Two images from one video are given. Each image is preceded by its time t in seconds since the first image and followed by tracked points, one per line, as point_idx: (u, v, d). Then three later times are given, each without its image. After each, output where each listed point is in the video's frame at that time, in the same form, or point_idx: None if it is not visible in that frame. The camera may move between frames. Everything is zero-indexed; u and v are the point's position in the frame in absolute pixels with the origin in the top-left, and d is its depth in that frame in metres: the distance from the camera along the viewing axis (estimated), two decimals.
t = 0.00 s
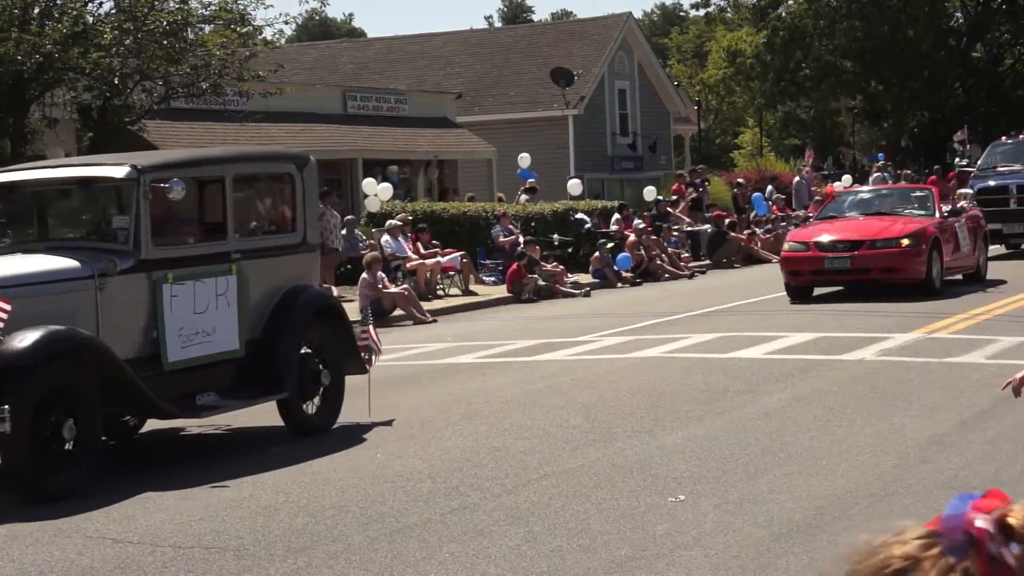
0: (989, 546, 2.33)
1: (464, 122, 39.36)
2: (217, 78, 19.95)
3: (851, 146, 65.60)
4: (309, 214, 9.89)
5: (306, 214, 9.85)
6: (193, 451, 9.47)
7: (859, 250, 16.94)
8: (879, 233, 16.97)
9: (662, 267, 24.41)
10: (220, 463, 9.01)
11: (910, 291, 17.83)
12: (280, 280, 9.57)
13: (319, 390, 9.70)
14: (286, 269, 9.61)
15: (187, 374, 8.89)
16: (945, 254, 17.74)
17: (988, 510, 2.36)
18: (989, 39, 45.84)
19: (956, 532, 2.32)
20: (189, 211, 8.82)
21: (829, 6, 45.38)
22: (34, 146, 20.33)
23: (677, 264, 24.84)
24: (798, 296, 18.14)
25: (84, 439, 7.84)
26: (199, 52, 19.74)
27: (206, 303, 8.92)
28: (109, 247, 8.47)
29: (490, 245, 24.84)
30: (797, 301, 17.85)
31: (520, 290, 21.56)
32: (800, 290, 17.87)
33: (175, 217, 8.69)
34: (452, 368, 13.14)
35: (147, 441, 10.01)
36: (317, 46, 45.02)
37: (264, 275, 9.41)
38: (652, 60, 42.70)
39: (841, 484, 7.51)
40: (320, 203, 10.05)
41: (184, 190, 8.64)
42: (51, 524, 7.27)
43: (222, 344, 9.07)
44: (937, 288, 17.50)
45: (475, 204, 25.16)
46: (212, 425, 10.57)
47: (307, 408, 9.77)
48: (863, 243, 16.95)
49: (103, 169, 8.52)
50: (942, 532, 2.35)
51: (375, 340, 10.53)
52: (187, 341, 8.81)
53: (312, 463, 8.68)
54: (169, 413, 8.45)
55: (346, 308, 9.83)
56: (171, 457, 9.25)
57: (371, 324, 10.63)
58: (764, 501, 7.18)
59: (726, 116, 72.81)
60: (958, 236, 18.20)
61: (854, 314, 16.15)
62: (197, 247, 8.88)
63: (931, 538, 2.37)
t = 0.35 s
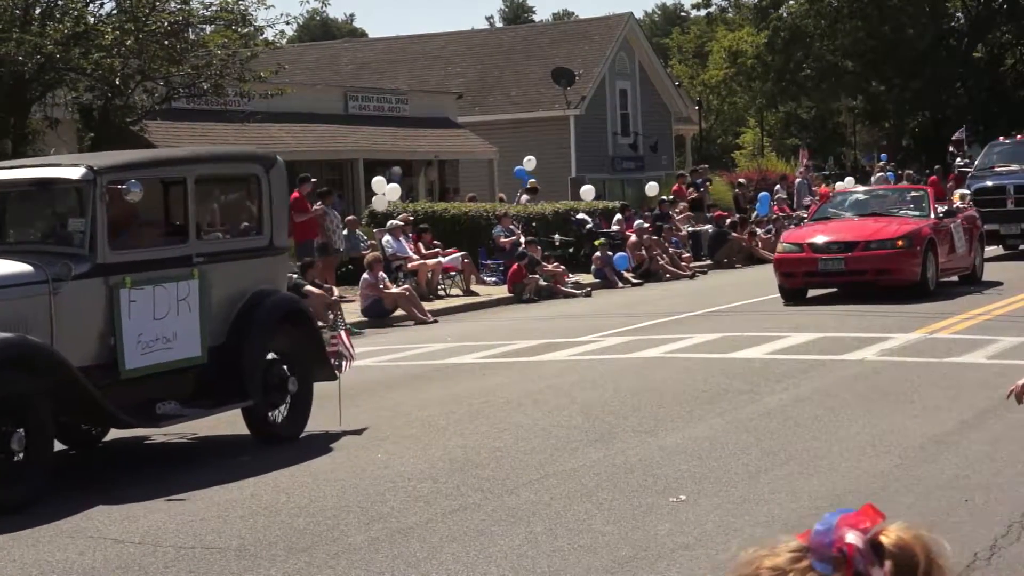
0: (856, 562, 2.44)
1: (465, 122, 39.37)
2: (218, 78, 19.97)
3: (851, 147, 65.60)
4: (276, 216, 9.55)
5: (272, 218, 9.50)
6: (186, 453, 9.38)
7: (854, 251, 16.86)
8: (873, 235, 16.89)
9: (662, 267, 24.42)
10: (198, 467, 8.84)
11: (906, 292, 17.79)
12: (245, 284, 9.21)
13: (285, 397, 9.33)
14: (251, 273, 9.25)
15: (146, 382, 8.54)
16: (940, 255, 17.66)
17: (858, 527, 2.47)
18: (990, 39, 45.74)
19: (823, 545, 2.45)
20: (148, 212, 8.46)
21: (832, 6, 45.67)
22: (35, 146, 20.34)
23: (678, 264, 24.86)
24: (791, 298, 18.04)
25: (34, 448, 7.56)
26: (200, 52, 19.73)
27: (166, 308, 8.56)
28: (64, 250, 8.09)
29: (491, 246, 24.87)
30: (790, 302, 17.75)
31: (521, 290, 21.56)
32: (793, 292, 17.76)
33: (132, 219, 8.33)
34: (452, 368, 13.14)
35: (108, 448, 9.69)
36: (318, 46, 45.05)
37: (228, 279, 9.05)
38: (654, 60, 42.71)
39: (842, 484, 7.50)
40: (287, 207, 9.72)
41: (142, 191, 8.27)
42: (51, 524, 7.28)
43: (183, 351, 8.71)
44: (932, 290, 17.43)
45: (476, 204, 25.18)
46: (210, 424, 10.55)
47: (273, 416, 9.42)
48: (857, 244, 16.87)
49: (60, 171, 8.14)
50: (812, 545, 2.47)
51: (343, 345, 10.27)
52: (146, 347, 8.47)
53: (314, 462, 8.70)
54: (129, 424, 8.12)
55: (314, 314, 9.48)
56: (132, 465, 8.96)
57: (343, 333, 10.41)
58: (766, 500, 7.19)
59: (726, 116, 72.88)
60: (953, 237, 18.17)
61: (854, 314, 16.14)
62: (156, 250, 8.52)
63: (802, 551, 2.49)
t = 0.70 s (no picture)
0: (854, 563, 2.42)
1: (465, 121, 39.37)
2: (218, 77, 19.97)
3: (851, 146, 65.59)
4: (241, 217, 9.33)
5: (235, 219, 9.29)
6: (174, 456, 9.30)
7: (847, 252, 16.73)
8: (867, 235, 16.77)
9: (663, 266, 24.45)
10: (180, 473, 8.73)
11: (902, 293, 17.69)
12: (206, 288, 9.00)
13: (249, 405, 9.11)
14: (213, 276, 9.04)
15: (102, 389, 8.32)
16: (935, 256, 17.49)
17: (857, 526, 2.45)
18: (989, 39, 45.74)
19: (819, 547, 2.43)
20: (102, 214, 8.27)
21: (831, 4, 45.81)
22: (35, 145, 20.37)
23: (678, 263, 24.83)
24: (784, 300, 17.92)
25: None
26: (200, 51, 19.73)
27: (121, 312, 8.35)
28: (14, 253, 7.89)
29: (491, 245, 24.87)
30: (783, 304, 17.62)
31: (521, 289, 21.57)
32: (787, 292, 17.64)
33: (85, 222, 8.15)
34: (452, 367, 13.14)
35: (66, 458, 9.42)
36: (318, 45, 45.05)
37: (188, 283, 8.84)
38: (653, 59, 42.72)
39: (842, 483, 7.51)
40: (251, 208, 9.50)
41: (95, 191, 8.08)
42: (48, 524, 7.28)
43: (139, 357, 8.50)
44: (926, 291, 17.32)
45: (477, 203, 25.18)
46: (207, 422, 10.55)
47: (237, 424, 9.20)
48: (851, 244, 16.75)
49: (10, 170, 7.94)
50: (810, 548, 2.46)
51: (311, 351, 10.30)
52: (100, 354, 8.25)
53: (314, 461, 8.71)
54: (82, 433, 7.91)
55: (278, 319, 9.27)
56: (92, 476, 8.72)
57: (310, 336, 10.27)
58: (766, 499, 7.20)
59: (726, 116, 72.85)
60: (948, 238, 17.99)
61: (852, 313, 16.12)
62: (111, 254, 8.33)
63: (800, 551, 2.47)
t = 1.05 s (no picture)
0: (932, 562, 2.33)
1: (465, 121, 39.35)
2: (218, 77, 19.95)
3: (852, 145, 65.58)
4: (200, 223, 9.14)
5: (192, 222, 9.07)
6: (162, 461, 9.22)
7: (841, 253, 16.66)
8: (862, 236, 16.68)
9: (663, 266, 24.46)
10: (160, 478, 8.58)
11: (898, 294, 17.61)
12: (163, 294, 8.79)
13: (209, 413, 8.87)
14: (168, 281, 8.81)
15: (54, 398, 8.08)
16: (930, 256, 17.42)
17: (937, 525, 2.35)
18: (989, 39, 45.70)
19: (904, 544, 2.32)
20: (54, 217, 8.03)
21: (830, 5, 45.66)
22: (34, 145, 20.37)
23: (678, 263, 24.81)
24: (779, 301, 17.83)
25: None
26: (200, 51, 19.73)
27: (73, 319, 8.11)
28: None
29: (491, 245, 24.85)
30: (778, 305, 17.53)
31: (521, 289, 21.57)
32: (782, 294, 17.55)
33: (35, 224, 7.91)
34: (451, 368, 13.12)
35: (27, 469, 9.20)
36: (318, 45, 45.01)
37: (143, 288, 8.61)
38: (653, 59, 42.72)
39: (842, 484, 7.50)
40: (211, 212, 9.30)
41: (44, 193, 7.83)
42: (46, 525, 7.27)
43: (91, 365, 8.26)
44: (921, 293, 17.20)
45: (477, 203, 25.17)
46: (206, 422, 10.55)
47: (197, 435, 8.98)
48: (846, 245, 16.66)
49: None
50: (892, 545, 2.35)
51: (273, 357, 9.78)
52: (50, 361, 8.00)
53: (314, 461, 8.72)
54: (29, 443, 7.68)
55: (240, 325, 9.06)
56: (58, 485, 8.52)
57: (272, 341, 9.91)
58: (767, 499, 7.21)
59: (726, 116, 72.87)
60: (944, 238, 17.95)
61: (850, 314, 16.10)
62: (63, 258, 8.08)
63: (878, 550, 2.37)
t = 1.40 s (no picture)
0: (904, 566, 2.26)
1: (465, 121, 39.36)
2: (218, 78, 19.95)
3: (852, 145, 65.56)
4: (157, 224, 8.79)
5: (150, 223, 8.72)
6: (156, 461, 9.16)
7: (836, 253, 16.63)
8: (858, 237, 16.63)
9: (663, 266, 24.47)
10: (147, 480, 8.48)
11: (895, 295, 17.61)
12: (117, 298, 8.41)
13: (163, 424, 8.55)
14: (124, 285, 8.46)
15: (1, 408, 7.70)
16: (926, 257, 17.42)
17: (911, 524, 2.28)
18: (989, 40, 45.66)
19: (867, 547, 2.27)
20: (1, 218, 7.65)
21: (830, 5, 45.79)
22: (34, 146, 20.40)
23: (678, 263, 24.82)
24: (774, 302, 17.79)
25: None
26: (200, 52, 19.74)
27: (21, 325, 7.72)
28: None
29: (490, 245, 24.87)
30: (774, 306, 17.49)
31: (520, 289, 21.58)
32: (777, 295, 17.51)
33: None
34: (450, 368, 13.14)
35: None
36: (318, 46, 45.01)
37: (96, 294, 8.25)
38: (653, 59, 42.75)
39: (842, 483, 7.52)
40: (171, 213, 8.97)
41: None
42: (49, 525, 7.28)
43: (41, 374, 7.88)
44: (917, 294, 17.17)
45: (477, 204, 25.20)
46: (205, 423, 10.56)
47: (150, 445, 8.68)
48: (841, 246, 16.64)
49: None
50: (859, 548, 2.30)
51: (237, 365, 9.57)
52: None
53: (313, 461, 8.73)
54: None
55: (198, 332, 8.76)
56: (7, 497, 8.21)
57: (234, 348, 9.70)
58: (766, 499, 7.21)
59: (726, 116, 72.93)
60: (940, 239, 17.97)
61: (848, 314, 16.11)
62: (11, 263, 7.69)
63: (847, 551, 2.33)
